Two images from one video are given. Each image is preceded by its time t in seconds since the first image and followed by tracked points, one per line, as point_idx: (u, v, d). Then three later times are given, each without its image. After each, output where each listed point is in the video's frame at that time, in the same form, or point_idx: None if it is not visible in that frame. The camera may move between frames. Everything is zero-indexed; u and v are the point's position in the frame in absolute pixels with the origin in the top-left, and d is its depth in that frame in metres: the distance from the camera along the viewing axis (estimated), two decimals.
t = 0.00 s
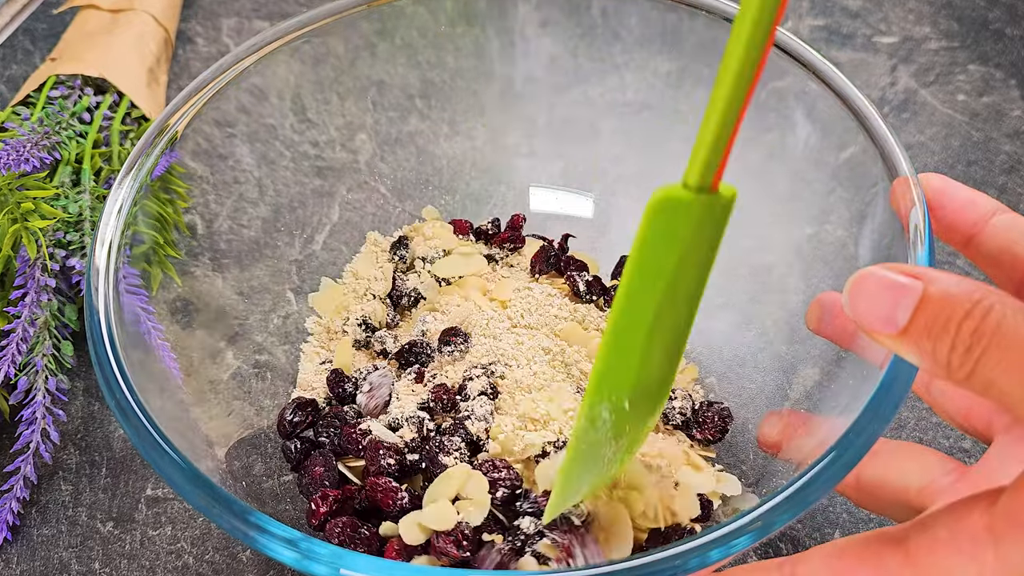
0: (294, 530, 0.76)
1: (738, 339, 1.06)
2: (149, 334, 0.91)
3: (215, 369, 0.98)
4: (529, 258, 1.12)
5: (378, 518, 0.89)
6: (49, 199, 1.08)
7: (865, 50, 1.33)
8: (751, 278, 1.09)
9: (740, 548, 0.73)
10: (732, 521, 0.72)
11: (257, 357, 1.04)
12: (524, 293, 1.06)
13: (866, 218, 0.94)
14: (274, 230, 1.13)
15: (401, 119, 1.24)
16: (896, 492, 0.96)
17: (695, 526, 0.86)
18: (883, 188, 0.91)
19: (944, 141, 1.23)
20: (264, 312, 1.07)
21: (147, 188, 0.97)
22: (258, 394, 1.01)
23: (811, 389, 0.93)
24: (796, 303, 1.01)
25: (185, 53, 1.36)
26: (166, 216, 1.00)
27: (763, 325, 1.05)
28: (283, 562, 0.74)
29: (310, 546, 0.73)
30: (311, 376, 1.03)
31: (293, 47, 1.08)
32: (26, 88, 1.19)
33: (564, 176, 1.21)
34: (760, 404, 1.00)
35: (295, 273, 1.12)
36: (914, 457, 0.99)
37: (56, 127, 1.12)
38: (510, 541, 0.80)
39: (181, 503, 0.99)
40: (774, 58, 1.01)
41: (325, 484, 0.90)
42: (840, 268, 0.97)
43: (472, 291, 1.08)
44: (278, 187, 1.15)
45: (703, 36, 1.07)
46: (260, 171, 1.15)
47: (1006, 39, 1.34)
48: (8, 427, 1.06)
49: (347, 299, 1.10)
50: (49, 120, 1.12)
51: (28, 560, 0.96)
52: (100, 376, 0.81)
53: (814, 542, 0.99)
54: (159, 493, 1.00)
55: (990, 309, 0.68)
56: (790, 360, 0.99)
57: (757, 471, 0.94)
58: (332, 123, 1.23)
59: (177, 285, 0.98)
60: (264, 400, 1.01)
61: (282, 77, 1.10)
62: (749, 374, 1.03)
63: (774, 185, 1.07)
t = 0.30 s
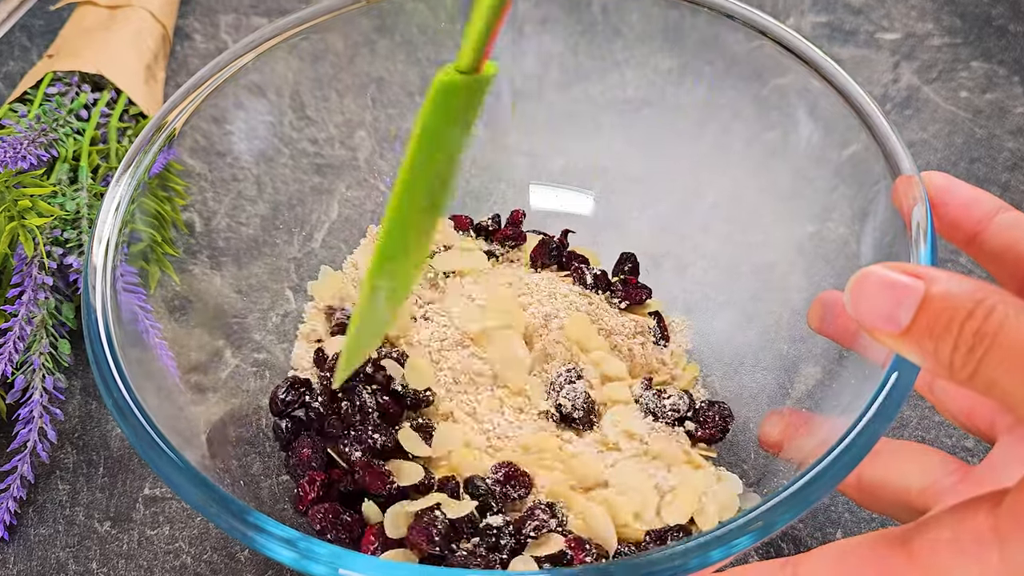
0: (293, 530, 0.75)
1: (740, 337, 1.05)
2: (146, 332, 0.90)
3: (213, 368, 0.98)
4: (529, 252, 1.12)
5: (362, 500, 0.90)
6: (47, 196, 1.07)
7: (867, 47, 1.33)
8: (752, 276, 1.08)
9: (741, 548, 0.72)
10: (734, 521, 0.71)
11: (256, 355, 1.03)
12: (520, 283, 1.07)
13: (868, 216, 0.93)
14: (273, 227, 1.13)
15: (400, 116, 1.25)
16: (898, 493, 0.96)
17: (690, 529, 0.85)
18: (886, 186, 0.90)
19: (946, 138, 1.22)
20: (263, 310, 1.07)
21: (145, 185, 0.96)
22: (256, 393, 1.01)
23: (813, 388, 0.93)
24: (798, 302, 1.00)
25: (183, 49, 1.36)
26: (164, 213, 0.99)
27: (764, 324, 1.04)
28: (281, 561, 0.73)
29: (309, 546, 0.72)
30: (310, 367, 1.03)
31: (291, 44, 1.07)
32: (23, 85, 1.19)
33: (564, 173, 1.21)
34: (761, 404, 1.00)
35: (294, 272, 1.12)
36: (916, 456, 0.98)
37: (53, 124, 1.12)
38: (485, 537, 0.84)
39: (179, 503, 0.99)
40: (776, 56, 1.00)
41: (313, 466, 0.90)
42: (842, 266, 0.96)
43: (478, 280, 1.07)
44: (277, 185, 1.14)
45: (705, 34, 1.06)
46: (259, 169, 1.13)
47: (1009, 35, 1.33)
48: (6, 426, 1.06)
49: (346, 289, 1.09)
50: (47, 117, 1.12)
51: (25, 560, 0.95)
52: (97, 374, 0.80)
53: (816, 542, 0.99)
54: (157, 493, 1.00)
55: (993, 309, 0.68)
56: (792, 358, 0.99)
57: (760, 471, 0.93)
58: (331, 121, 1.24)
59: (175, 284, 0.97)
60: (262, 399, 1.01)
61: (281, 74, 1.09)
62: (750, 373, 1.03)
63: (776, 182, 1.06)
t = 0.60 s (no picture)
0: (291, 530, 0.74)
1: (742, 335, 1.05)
2: (143, 331, 0.89)
3: (211, 366, 0.97)
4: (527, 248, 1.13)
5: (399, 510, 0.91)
6: (43, 194, 1.06)
7: (870, 43, 1.32)
8: (753, 275, 1.08)
9: (743, 547, 0.71)
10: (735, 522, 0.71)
11: (254, 354, 1.02)
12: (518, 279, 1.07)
13: (870, 213, 0.92)
14: (271, 224, 1.12)
15: (400, 113, 1.26)
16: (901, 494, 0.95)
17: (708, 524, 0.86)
18: (889, 183, 0.89)
19: (950, 135, 1.21)
20: (261, 308, 1.06)
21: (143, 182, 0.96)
22: (253, 392, 1.00)
23: (815, 386, 0.92)
24: (800, 300, 1.00)
25: (180, 45, 1.35)
26: (161, 211, 0.98)
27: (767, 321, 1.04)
28: (279, 561, 0.72)
29: (308, 546, 0.72)
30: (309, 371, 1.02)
31: (290, 40, 1.06)
32: (19, 81, 1.18)
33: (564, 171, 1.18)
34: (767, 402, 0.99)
35: (292, 270, 1.11)
36: (918, 457, 0.98)
37: (50, 120, 1.11)
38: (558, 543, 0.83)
39: (177, 502, 0.98)
40: (778, 52, 1.00)
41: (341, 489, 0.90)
42: (844, 264, 0.95)
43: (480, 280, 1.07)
44: (275, 182, 1.14)
45: (706, 29, 1.05)
46: (258, 166, 1.13)
47: (1013, 32, 1.32)
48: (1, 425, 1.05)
49: (345, 289, 1.09)
50: (43, 113, 1.11)
51: (21, 560, 0.95)
52: (94, 373, 0.80)
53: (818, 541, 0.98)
54: (155, 492, 0.99)
55: (995, 309, 0.67)
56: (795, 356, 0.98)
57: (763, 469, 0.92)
58: (330, 117, 1.23)
59: (173, 282, 0.97)
60: (260, 398, 1.00)
61: (279, 70, 1.09)
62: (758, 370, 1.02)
63: (778, 179, 1.05)
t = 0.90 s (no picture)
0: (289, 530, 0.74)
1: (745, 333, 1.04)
2: (141, 329, 0.89)
3: (209, 364, 0.96)
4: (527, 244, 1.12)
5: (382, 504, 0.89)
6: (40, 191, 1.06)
7: (873, 39, 1.31)
8: (755, 272, 1.07)
9: (745, 547, 0.71)
10: (735, 522, 0.70)
11: (252, 352, 1.01)
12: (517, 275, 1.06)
13: (873, 210, 0.92)
14: (270, 222, 1.11)
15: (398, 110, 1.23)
16: (904, 493, 0.95)
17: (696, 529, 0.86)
18: (891, 180, 0.89)
19: (953, 132, 1.20)
20: (260, 306, 1.05)
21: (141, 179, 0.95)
22: (252, 390, 0.99)
23: (819, 385, 0.91)
24: (802, 298, 0.99)
25: (179, 42, 1.34)
26: (159, 208, 0.98)
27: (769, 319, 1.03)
28: (277, 561, 0.72)
29: (305, 545, 0.71)
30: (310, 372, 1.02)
31: (289, 36, 1.06)
32: (16, 77, 1.17)
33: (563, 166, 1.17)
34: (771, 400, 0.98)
35: (290, 267, 1.10)
36: (921, 455, 0.97)
37: (46, 117, 1.10)
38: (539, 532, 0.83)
39: (175, 502, 0.97)
40: (780, 48, 0.99)
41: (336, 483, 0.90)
42: (846, 262, 0.94)
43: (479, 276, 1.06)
44: (273, 179, 1.14)
45: (708, 25, 1.04)
46: (255, 163, 1.13)
47: (1017, 28, 1.31)
48: None
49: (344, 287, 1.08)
50: (40, 110, 1.10)
51: (17, 560, 0.94)
52: (92, 371, 0.79)
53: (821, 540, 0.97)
54: (153, 491, 0.98)
55: (1000, 307, 0.67)
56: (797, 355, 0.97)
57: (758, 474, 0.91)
58: (329, 114, 1.23)
59: (171, 279, 0.96)
60: (258, 397, 0.99)
61: (278, 66, 1.08)
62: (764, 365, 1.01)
63: (780, 177, 1.04)
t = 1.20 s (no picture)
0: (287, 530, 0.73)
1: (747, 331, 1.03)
2: (140, 327, 0.88)
3: (207, 363, 0.96)
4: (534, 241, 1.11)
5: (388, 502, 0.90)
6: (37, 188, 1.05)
7: (875, 35, 1.30)
8: (756, 270, 1.06)
9: (745, 547, 0.70)
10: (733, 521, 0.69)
11: (250, 351, 1.01)
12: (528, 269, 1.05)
13: (875, 208, 0.91)
14: (268, 220, 1.09)
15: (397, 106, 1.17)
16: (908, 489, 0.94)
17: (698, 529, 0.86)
18: (893, 177, 0.88)
19: (956, 129, 1.20)
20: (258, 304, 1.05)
21: (138, 176, 0.94)
22: (250, 389, 0.99)
23: (821, 384, 0.90)
24: (804, 296, 0.98)
25: (176, 38, 1.33)
26: (158, 205, 0.97)
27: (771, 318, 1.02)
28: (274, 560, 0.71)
29: (305, 544, 0.70)
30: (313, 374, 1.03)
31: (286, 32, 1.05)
32: (13, 74, 1.17)
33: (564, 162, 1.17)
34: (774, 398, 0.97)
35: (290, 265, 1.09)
36: (925, 451, 0.96)
37: (43, 114, 1.10)
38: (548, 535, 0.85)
39: (172, 501, 0.97)
40: (781, 43, 0.98)
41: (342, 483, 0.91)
42: (847, 260, 0.93)
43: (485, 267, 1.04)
44: (272, 176, 1.12)
45: (709, 21, 1.04)
46: (253, 160, 1.11)
47: (1020, 24, 1.31)
48: None
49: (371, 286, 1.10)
50: (37, 107, 1.10)
51: (14, 560, 0.94)
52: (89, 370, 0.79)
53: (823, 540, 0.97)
54: (150, 491, 0.98)
55: (1002, 304, 0.66)
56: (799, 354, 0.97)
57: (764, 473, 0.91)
58: (328, 111, 1.18)
59: (169, 277, 0.95)
60: (257, 395, 0.99)
61: (276, 63, 1.07)
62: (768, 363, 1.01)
63: (783, 174, 1.03)
